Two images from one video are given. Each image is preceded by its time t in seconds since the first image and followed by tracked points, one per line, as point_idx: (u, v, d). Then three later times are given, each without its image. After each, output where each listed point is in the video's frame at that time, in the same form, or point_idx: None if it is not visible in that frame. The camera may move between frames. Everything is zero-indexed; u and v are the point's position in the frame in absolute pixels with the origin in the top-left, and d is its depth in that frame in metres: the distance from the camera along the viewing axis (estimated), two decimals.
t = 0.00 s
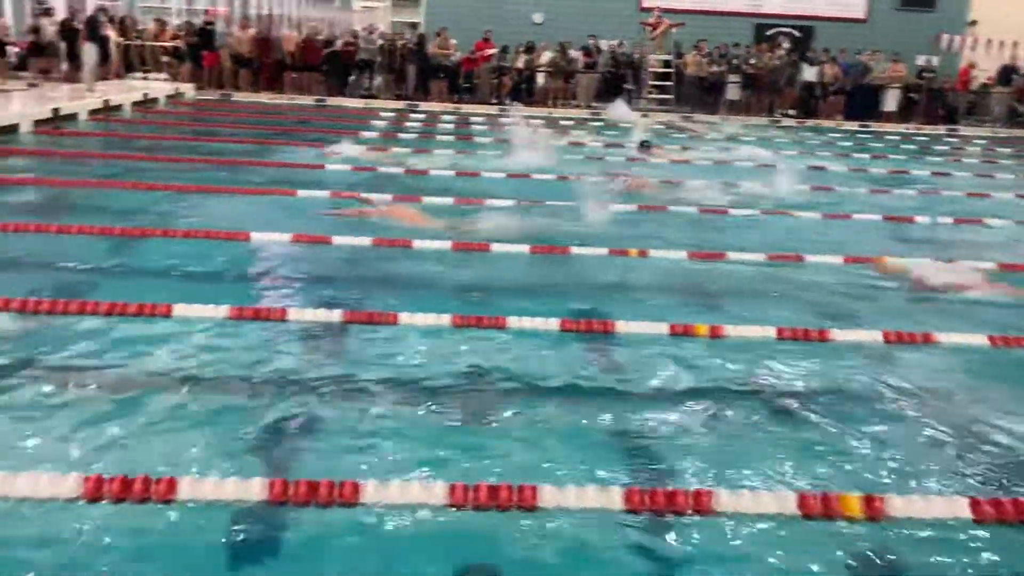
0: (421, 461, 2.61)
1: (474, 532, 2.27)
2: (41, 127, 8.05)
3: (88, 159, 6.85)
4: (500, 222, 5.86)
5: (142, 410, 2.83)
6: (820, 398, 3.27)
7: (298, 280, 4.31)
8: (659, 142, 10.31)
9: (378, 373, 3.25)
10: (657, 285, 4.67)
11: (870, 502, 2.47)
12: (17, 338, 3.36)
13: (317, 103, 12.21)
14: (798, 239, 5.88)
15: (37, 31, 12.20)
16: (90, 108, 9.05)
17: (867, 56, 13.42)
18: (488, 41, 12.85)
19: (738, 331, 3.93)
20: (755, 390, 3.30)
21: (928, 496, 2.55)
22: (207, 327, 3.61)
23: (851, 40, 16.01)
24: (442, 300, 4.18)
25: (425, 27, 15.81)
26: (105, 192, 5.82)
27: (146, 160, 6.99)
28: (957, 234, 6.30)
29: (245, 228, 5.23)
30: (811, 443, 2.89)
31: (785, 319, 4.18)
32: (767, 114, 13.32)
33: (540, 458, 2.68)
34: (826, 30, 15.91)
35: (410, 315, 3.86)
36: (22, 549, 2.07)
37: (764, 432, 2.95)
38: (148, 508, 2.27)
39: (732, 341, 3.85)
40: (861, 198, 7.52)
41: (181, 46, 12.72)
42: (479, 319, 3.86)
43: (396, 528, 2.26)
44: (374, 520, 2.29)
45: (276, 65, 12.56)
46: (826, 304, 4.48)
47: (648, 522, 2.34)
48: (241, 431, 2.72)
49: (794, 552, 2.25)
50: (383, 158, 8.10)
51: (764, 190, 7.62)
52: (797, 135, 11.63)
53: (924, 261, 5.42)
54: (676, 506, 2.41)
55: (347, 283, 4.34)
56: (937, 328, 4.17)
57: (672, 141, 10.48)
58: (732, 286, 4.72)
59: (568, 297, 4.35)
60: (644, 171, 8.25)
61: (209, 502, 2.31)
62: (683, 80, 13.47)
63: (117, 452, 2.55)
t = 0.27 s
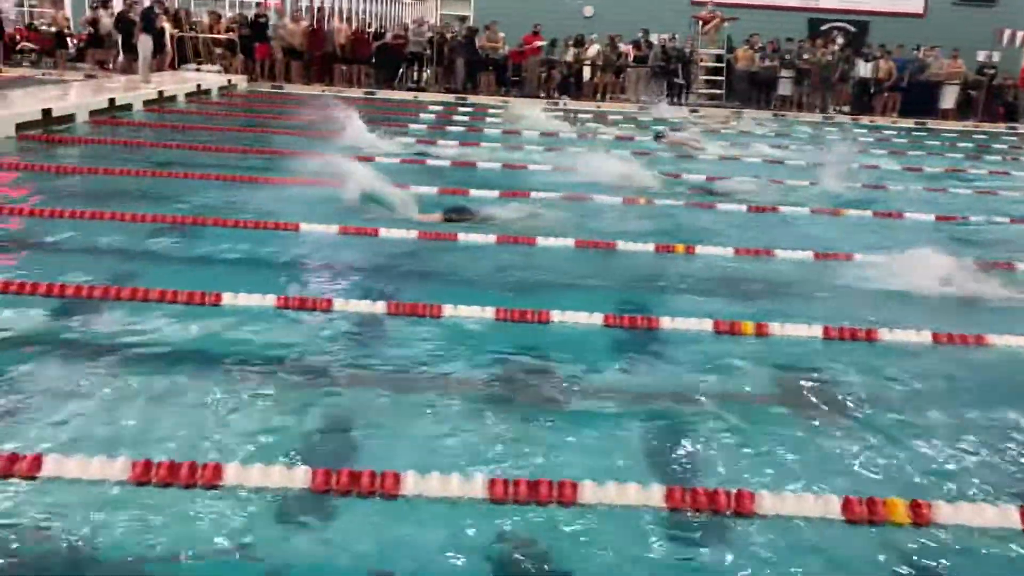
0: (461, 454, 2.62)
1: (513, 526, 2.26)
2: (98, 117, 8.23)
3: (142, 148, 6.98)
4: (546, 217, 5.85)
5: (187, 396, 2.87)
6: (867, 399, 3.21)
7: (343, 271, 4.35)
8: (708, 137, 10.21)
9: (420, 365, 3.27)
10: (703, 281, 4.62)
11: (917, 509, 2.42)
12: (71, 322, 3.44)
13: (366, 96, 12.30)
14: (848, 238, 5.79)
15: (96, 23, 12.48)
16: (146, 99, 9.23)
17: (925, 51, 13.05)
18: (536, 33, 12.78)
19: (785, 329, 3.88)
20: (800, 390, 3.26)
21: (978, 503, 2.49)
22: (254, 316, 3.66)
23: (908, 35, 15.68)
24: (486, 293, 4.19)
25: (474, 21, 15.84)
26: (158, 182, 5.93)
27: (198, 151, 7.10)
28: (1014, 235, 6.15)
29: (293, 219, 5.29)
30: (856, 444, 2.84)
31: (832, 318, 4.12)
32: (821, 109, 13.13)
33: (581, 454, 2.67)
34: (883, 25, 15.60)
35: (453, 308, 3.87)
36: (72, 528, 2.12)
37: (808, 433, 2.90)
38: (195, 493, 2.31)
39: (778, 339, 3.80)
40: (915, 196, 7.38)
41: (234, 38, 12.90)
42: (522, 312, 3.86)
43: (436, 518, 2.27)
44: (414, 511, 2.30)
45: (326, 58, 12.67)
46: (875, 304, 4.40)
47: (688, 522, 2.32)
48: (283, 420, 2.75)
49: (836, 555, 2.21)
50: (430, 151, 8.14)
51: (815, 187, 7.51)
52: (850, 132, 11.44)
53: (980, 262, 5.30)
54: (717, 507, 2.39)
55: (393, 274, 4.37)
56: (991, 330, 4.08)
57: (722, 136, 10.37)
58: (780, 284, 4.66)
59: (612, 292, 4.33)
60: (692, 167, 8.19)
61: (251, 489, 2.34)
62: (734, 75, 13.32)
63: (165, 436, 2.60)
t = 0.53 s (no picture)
0: (491, 448, 2.64)
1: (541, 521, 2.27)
2: (133, 113, 8.35)
3: (176, 143, 7.08)
4: (574, 211, 5.86)
5: (220, 390, 2.92)
6: (896, 395, 3.19)
7: (373, 266, 4.38)
8: (738, 132, 10.16)
9: (450, 360, 3.29)
10: (732, 276, 4.61)
11: (947, 507, 2.41)
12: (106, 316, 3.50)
13: (396, 91, 12.36)
14: (879, 233, 5.75)
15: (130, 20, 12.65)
16: (179, 95, 9.35)
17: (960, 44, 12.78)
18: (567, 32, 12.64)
19: (814, 324, 3.86)
20: (828, 385, 3.24)
21: (1009, 501, 2.47)
22: (285, 311, 3.71)
23: (942, 28, 15.47)
24: (515, 288, 4.21)
25: (503, 16, 15.86)
26: (192, 177, 6.02)
27: (231, 146, 7.19)
28: None
29: (324, 214, 5.34)
30: (884, 441, 2.83)
31: (863, 313, 4.09)
32: (851, 104, 13.10)
33: (609, 449, 2.68)
34: (917, 17, 15.40)
35: (482, 303, 3.89)
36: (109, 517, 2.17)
37: (835, 429, 2.90)
38: (228, 485, 2.35)
39: (807, 334, 3.78)
40: (948, 191, 7.30)
41: (265, 34, 13.02)
42: (550, 308, 3.88)
43: (464, 512, 2.29)
44: (442, 505, 2.32)
45: (356, 53, 12.76)
46: (906, 299, 4.37)
47: (717, 519, 2.32)
48: (315, 414, 2.79)
49: (869, 555, 2.20)
50: (459, 145, 8.18)
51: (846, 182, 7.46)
52: (882, 125, 11.33)
53: (1013, 257, 5.24)
54: (745, 504, 2.39)
55: (422, 269, 4.40)
56: None
57: (752, 130, 10.32)
58: (810, 278, 4.64)
59: (640, 286, 4.34)
60: (722, 161, 8.16)
61: (284, 482, 2.38)
62: (765, 69, 13.24)
63: (199, 427, 2.64)
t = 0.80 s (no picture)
0: (520, 442, 2.65)
1: (571, 514, 2.28)
2: (163, 111, 8.44)
3: (206, 141, 7.16)
4: (601, 207, 5.86)
5: (253, 384, 2.95)
6: (927, 390, 3.17)
7: (402, 261, 4.42)
8: (765, 126, 10.11)
9: (478, 354, 3.31)
10: (760, 270, 4.60)
11: (981, 502, 2.39)
12: (140, 311, 3.55)
13: (422, 88, 12.41)
14: (910, 227, 5.70)
15: (159, 19, 12.77)
16: (208, 93, 9.44)
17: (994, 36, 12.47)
18: (592, 28, 12.57)
19: (843, 319, 3.84)
20: (858, 380, 3.23)
21: None
22: (315, 306, 3.74)
23: (973, 20, 15.28)
24: (542, 283, 4.22)
25: (528, 12, 15.87)
26: (222, 173, 6.08)
27: (259, 143, 7.26)
28: None
29: (352, 210, 5.38)
30: (915, 436, 2.81)
31: (893, 308, 4.06)
32: (880, 98, 12.99)
33: (638, 442, 2.68)
34: (947, 10, 15.22)
35: (510, 298, 3.91)
36: (146, 508, 2.20)
37: (865, 424, 2.88)
38: (261, 477, 2.38)
39: (837, 328, 3.76)
40: (979, 184, 7.22)
41: (293, 32, 13.11)
42: (578, 302, 3.88)
43: (493, 506, 2.31)
44: (473, 498, 2.34)
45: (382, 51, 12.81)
46: (937, 294, 4.33)
47: (746, 513, 2.32)
48: (345, 408, 2.82)
49: (901, 549, 2.19)
50: (485, 142, 8.20)
51: (875, 176, 7.40)
52: (912, 119, 11.23)
53: None
54: (775, 497, 2.38)
55: (450, 264, 4.43)
56: None
57: (779, 125, 10.27)
58: (839, 273, 4.61)
59: (668, 281, 4.34)
60: (749, 155, 8.13)
61: (315, 474, 2.40)
62: (793, 63, 13.16)
63: (231, 421, 2.67)
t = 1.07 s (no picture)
0: (552, 439, 2.64)
1: (604, 510, 2.27)
2: (196, 113, 8.54)
3: (239, 142, 7.24)
4: (630, 204, 5.84)
5: (285, 382, 2.97)
6: (964, 389, 3.12)
7: (433, 259, 4.43)
8: (797, 122, 10.04)
9: (509, 351, 3.31)
10: (793, 267, 4.56)
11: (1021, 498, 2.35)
12: (174, 309, 3.59)
13: (451, 87, 12.45)
14: (946, 222, 5.63)
15: (192, 22, 12.92)
16: (240, 95, 9.53)
17: None
18: (621, 24, 12.52)
19: (878, 316, 3.80)
20: (893, 378, 3.19)
21: None
22: (347, 304, 3.76)
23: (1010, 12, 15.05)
24: (573, 279, 4.21)
25: (557, 10, 15.87)
26: (254, 174, 6.14)
27: (291, 144, 7.32)
28: None
29: (384, 209, 5.42)
30: (951, 435, 2.77)
31: (930, 306, 4.01)
32: (915, 92, 12.83)
33: (672, 438, 2.67)
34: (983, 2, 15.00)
35: (540, 294, 3.90)
36: (181, 503, 2.23)
37: (901, 422, 2.84)
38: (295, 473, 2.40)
39: (872, 326, 3.72)
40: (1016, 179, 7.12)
41: (323, 33, 13.21)
42: (609, 299, 3.87)
43: (526, 501, 2.31)
44: (505, 494, 2.34)
45: (411, 50, 12.87)
46: (975, 291, 4.27)
47: (781, 508, 2.30)
48: (377, 404, 2.83)
49: (939, 546, 2.15)
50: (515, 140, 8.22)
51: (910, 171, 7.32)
52: (947, 113, 11.08)
53: None
54: (810, 493, 2.35)
55: (481, 262, 4.44)
56: None
57: (811, 120, 10.18)
58: (875, 270, 4.56)
59: (699, 277, 4.32)
60: (781, 151, 8.07)
61: (348, 470, 2.41)
62: (825, 58, 13.04)
63: (266, 417, 2.70)
